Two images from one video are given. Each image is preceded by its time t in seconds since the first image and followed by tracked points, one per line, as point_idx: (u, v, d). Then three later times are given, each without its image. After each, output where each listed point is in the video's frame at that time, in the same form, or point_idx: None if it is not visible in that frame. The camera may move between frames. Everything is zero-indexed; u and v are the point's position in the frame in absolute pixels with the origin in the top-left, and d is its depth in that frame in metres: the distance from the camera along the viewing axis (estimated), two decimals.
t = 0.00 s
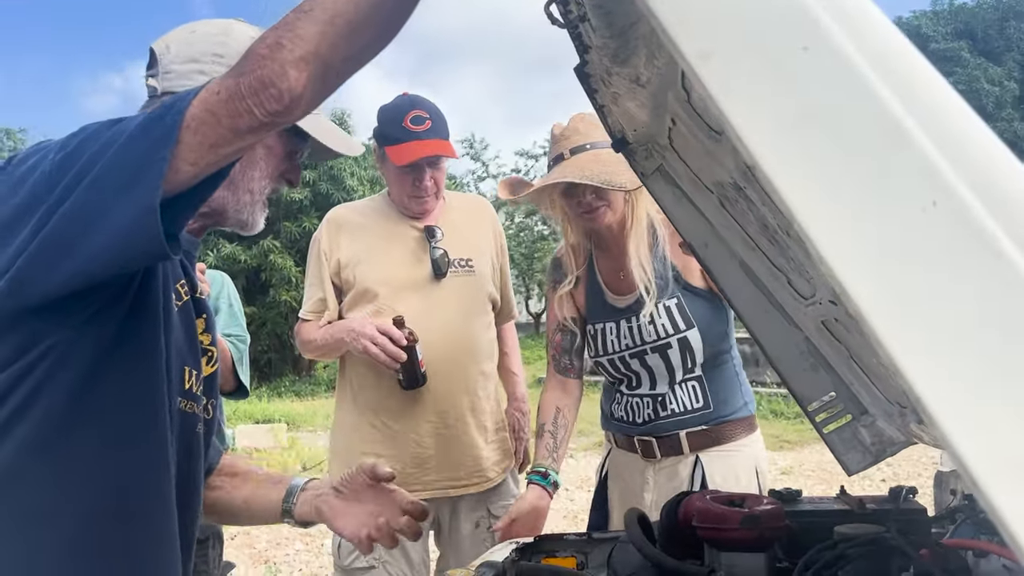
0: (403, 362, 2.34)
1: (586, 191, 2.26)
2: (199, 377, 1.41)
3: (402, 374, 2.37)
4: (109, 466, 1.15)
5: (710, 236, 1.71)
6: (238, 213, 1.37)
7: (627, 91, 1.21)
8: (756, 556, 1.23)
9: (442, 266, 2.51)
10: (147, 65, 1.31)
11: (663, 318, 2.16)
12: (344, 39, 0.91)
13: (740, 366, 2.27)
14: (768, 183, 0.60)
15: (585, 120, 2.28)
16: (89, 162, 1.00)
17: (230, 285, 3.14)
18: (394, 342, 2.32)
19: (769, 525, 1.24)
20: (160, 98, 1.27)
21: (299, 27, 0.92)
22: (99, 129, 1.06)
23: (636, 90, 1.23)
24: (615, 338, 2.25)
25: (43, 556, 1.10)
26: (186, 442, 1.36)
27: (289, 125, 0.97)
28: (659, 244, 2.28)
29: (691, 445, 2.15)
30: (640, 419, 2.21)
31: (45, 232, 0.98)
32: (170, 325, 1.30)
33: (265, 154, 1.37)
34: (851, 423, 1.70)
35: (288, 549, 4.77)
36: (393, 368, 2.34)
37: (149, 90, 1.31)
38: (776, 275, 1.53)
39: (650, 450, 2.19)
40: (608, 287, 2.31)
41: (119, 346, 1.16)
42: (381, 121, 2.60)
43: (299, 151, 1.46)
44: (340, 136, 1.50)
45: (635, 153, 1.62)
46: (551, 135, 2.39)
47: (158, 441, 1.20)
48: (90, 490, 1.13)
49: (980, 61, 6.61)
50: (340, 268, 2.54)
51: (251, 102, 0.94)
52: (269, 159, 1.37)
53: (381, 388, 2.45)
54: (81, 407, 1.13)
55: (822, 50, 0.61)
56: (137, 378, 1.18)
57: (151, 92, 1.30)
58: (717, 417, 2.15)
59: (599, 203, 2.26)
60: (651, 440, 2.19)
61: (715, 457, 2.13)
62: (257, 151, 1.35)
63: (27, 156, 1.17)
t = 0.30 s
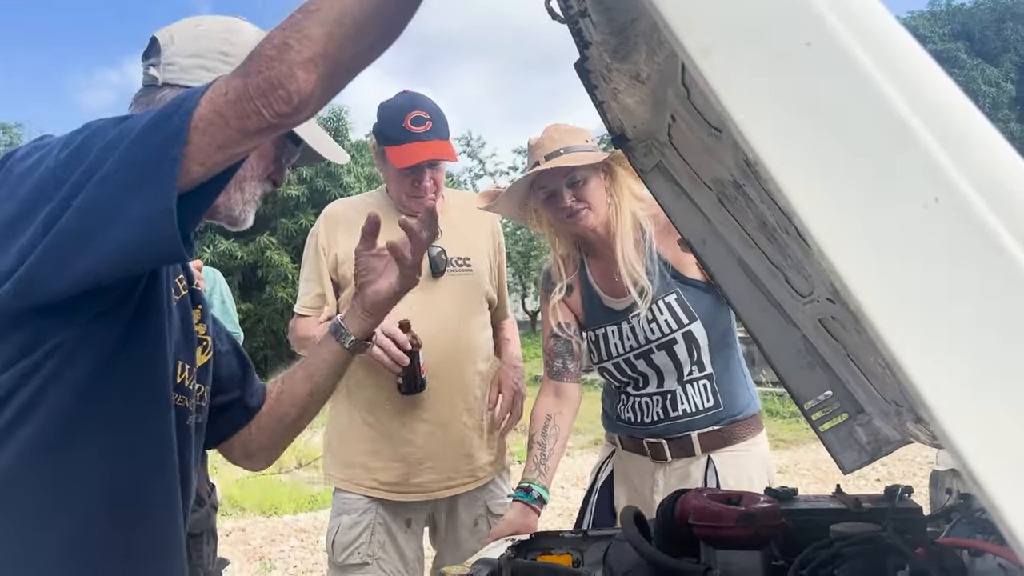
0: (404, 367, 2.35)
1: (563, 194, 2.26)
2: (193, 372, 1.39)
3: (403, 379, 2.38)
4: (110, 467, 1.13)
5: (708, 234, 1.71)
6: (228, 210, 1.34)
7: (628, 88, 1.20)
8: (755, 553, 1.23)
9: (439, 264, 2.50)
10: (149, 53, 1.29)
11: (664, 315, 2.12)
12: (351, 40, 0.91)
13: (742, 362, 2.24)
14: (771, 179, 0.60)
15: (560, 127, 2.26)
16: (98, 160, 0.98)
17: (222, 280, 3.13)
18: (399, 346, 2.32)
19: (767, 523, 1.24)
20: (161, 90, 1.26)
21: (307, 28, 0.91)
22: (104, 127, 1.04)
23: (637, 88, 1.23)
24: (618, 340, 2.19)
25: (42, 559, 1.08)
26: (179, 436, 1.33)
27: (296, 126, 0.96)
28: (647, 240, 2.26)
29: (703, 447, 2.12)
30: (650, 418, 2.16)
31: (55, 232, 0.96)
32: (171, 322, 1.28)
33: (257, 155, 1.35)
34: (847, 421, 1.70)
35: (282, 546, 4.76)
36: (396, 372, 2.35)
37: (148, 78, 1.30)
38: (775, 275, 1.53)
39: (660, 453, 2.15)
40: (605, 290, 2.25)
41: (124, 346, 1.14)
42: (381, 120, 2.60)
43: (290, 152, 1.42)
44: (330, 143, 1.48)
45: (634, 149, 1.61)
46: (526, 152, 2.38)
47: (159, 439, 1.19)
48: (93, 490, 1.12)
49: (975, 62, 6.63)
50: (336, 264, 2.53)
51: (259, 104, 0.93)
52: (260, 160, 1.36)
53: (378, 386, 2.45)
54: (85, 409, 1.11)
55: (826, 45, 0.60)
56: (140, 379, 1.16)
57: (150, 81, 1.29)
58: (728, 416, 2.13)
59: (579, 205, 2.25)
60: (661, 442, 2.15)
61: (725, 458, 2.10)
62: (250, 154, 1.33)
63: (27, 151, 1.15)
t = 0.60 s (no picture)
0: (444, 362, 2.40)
1: (539, 200, 2.23)
2: (193, 374, 1.39)
3: (434, 379, 2.41)
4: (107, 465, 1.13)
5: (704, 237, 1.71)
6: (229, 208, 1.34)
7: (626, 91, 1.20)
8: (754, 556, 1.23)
9: (435, 265, 2.50)
10: (144, 57, 1.29)
11: (646, 317, 2.08)
12: (345, 38, 0.90)
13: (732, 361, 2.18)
14: (774, 186, 0.60)
15: (534, 135, 2.26)
16: (92, 159, 0.98)
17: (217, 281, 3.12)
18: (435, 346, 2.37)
19: (764, 527, 1.23)
20: (159, 92, 1.25)
21: (300, 25, 0.90)
22: (99, 126, 1.03)
23: (634, 91, 1.23)
24: (601, 343, 2.15)
25: (42, 556, 1.08)
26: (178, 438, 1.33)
27: (289, 123, 0.95)
28: (625, 244, 2.21)
29: (694, 448, 2.07)
30: (642, 423, 2.13)
31: (48, 230, 0.95)
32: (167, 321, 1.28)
33: (258, 149, 1.34)
34: (844, 425, 1.70)
35: (278, 545, 4.75)
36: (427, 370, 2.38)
37: (144, 79, 1.29)
38: (772, 278, 1.53)
39: (652, 455, 2.10)
40: (588, 295, 2.20)
41: (121, 343, 1.14)
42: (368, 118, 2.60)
43: (290, 150, 1.41)
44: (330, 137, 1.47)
45: (630, 153, 1.61)
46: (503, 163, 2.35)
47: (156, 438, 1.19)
48: (90, 488, 1.11)
49: (972, 64, 6.64)
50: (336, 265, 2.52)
51: (252, 101, 0.92)
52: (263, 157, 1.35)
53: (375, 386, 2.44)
54: (81, 407, 1.10)
55: (829, 51, 0.60)
56: (137, 377, 1.16)
57: (147, 83, 1.28)
58: (719, 417, 2.08)
59: (555, 211, 2.22)
60: (654, 445, 2.10)
61: (719, 458, 2.07)
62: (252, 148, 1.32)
63: (25, 152, 1.14)
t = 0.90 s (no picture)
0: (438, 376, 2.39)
1: (531, 219, 2.08)
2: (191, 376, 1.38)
3: (432, 390, 2.41)
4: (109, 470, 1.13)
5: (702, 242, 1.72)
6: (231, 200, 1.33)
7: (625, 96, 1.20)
8: (751, 559, 1.24)
9: (430, 269, 2.49)
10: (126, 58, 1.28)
11: (637, 325, 2.03)
12: (349, 46, 0.91)
13: (726, 362, 2.14)
14: (777, 194, 0.61)
15: (520, 153, 2.14)
16: (95, 165, 0.98)
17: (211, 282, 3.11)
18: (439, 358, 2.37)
19: (761, 529, 1.24)
20: (144, 90, 1.23)
21: (305, 32, 0.90)
22: (101, 132, 1.03)
23: (631, 96, 1.23)
24: (594, 353, 2.12)
25: (45, 560, 1.08)
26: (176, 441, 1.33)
27: (293, 130, 0.95)
28: (617, 254, 2.10)
29: (691, 452, 2.04)
30: (637, 429, 2.09)
31: (50, 237, 0.95)
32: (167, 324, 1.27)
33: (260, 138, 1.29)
34: (839, 427, 1.73)
35: (273, 546, 4.74)
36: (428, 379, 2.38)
37: (129, 80, 1.28)
38: (767, 280, 1.54)
39: (649, 460, 2.08)
40: (577, 303, 2.14)
41: (127, 346, 1.14)
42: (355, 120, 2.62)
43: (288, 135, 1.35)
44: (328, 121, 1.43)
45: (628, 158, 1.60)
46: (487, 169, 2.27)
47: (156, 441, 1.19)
48: (92, 492, 1.12)
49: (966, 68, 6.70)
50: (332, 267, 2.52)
51: (257, 107, 0.93)
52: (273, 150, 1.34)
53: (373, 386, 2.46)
54: (84, 411, 1.10)
55: (835, 62, 0.61)
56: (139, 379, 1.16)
57: (133, 83, 1.26)
58: (714, 420, 2.04)
59: (548, 229, 2.09)
60: (650, 449, 2.07)
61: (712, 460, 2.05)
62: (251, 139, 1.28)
63: (25, 156, 1.13)
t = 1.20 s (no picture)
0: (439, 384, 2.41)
1: (534, 227, 2.09)
2: (194, 380, 1.38)
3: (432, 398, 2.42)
4: (111, 471, 1.13)
5: (700, 246, 1.73)
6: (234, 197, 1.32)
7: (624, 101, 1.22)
8: (749, 561, 1.25)
9: (428, 272, 2.49)
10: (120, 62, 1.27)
11: (638, 331, 2.04)
12: (353, 51, 0.91)
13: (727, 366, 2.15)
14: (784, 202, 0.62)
15: (519, 164, 2.15)
16: (98, 168, 0.98)
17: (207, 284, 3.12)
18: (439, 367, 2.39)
19: (760, 532, 1.26)
20: (141, 93, 1.24)
21: (310, 38, 0.91)
22: (104, 135, 1.04)
23: (630, 101, 1.24)
24: (596, 359, 2.12)
25: (47, 561, 1.08)
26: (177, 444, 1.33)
27: (297, 133, 0.96)
28: (618, 263, 2.11)
29: (695, 458, 2.04)
30: (642, 436, 2.09)
31: (54, 239, 0.95)
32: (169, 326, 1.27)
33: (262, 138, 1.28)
34: (835, 431, 1.75)
35: (268, 548, 4.73)
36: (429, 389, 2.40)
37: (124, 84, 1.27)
38: (765, 285, 1.55)
39: (653, 467, 2.08)
40: (580, 309, 2.15)
41: (128, 347, 1.14)
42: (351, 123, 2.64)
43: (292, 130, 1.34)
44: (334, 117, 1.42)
45: (626, 163, 1.62)
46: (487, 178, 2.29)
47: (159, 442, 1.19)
48: (95, 494, 1.12)
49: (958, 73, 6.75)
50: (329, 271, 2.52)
51: (261, 111, 0.93)
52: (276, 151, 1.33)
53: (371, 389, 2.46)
54: (87, 412, 1.10)
55: (842, 74, 0.62)
56: (142, 380, 1.16)
57: (128, 88, 1.26)
58: (718, 426, 2.05)
59: (550, 238, 2.10)
60: (654, 457, 2.07)
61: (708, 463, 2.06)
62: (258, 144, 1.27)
63: (26, 160, 1.13)
